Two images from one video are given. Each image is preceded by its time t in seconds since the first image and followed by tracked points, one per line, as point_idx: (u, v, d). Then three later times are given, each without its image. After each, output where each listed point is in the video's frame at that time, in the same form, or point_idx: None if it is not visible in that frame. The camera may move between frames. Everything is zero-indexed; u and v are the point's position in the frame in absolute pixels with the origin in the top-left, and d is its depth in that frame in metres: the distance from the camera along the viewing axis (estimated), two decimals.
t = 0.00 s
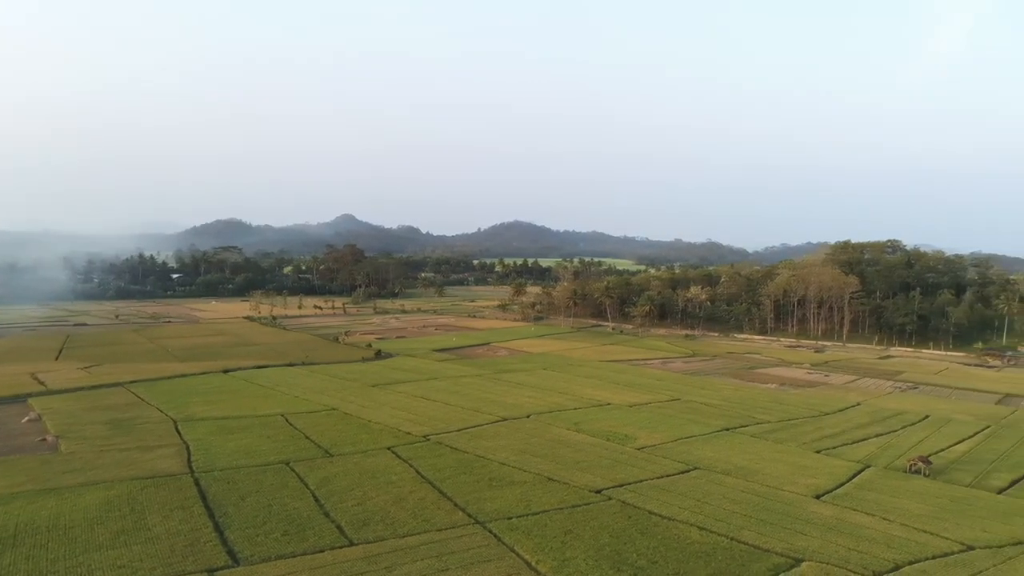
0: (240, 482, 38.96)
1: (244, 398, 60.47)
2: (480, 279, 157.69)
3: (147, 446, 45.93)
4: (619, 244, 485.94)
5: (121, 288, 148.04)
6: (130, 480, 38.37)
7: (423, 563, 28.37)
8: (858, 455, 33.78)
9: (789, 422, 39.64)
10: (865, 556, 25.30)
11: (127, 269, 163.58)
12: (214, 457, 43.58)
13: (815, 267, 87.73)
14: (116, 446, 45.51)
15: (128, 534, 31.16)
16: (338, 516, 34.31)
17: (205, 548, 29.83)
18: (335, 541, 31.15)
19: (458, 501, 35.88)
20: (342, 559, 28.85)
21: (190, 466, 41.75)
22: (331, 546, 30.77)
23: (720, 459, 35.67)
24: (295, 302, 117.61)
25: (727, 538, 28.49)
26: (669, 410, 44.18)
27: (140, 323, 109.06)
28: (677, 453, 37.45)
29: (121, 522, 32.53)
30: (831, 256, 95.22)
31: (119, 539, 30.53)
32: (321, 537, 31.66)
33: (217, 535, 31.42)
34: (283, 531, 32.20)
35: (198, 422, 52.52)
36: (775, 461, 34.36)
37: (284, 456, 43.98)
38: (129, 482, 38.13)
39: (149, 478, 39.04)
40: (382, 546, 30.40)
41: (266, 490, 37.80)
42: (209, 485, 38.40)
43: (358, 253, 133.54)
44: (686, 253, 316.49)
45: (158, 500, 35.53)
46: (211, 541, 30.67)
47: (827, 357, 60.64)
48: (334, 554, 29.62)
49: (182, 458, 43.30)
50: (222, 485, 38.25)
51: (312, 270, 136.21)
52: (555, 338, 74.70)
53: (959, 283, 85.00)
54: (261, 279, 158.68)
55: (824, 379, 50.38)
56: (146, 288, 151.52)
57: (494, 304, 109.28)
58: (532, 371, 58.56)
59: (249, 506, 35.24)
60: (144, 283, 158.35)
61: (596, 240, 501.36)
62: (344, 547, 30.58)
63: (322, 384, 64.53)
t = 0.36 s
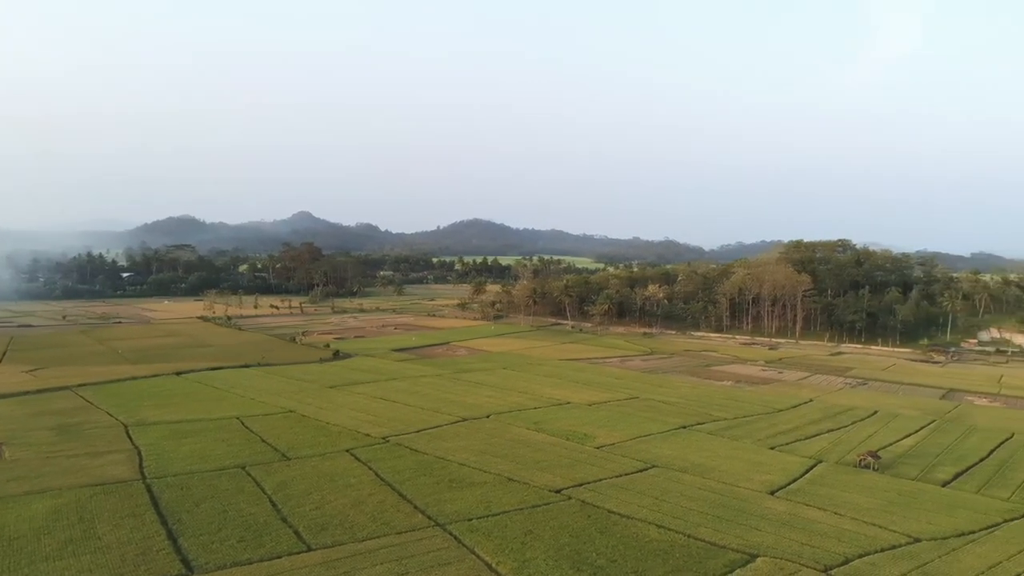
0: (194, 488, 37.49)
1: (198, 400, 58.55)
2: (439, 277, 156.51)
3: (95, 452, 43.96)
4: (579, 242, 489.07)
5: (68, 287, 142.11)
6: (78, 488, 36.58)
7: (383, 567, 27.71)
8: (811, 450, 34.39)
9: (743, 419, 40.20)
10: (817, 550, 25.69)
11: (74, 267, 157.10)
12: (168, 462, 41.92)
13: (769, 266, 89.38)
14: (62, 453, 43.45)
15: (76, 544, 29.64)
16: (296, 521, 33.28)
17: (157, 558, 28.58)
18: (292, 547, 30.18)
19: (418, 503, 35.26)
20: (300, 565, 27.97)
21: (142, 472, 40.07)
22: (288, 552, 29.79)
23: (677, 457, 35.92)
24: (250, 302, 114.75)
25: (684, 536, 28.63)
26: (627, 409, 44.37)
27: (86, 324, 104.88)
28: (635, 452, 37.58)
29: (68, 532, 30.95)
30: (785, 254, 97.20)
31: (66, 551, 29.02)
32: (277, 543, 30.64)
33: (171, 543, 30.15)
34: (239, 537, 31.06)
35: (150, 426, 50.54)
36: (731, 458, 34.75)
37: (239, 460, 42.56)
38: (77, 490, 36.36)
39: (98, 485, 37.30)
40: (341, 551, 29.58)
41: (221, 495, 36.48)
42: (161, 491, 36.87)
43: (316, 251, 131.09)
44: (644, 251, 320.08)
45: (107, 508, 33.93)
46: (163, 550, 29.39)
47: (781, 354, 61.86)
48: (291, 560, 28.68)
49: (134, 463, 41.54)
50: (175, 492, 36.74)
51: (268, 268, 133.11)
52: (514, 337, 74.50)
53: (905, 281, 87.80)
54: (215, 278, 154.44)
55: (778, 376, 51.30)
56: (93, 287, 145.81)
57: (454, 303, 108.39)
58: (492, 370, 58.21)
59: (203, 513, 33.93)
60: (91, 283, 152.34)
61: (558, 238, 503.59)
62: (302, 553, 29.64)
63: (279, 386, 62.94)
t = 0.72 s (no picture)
0: (147, 494, 35.83)
1: (149, 404, 56.45)
2: (399, 276, 154.83)
3: (40, 458, 41.86)
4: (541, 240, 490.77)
5: (10, 287, 135.80)
6: (21, 497, 34.70)
7: (341, 572, 26.93)
8: (765, 447, 34.86)
9: (700, 417, 40.61)
10: (772, 545, 25.99)
11: (16, 266, 150.37)
12: (118, 468, 40.11)
13: (725, 265, 90.84)
14: (3, 460, 41.26)
15: (19, 556, 28.05)
16: (252, 526, 32.05)
17: (105, 569, 27.22)
18: (248, 553, 29.01)
19: (377, 506, 34.48)
20: (255, 572, 26.95)
21: (90, 479, 38.24)
22: (244, 558, 28.61)
23: (635, 456, 36.03)
24: (204, 301, 111.59)
25: (643, 534, 28.67)
26: (586, 407, 44.42)
27: (29, 325, 100.41)
28: (594, 450, 37.60)
29: (11, 543, 29.28)
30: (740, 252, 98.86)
31: (7, 563, 27.44)
32: (233, 549, 29.42)
33: (120, 553, 28.76)
34: (193, 545, 29.76)
35: (99, 431, 48.42)
36: (689, 455, 35.01)
37: (193, 465, 40.93)
38: (20, 499, 34.49)
39: (44, 493, 35.45)
40: (299, 556, 28.63)
41: (174, 502, 34.95)
42: (111, 498, 35.22)
43: (272, 250, 128.29)
44: (602, 250, 321.97)
45: (52, 518, 32.22)
46: (112, 560, 28.00)
47: (736, 351, 62.90)
48: (247, 567, 27.60)
49: (82, 470, 39.67)
50: (127, 499, 35.09)
51: (222, 267, 129.64)
52: (474, 336, 74.07)
53: (854, 279, 90.30)
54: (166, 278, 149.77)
55: (733, 373, 52.06)
56: (36, 287, 139.79)
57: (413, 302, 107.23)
58: (451, 370, 57.68)
59: (155, 520, 32.45)
60: (34, 283, 145.98)
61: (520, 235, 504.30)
62: (258, 559, 28.52)
63: (234, 388, 61.14)
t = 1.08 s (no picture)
0: (95, 503, 34.13)
1: (96, 408, 54.21)
2: (356, 275, 152.61)
3: None
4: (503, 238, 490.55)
5: None
6: None
7: None
8: (720, 444, 35.25)
9: (657, 415, 40.88)
10: (727, 542, 26.19)
11: None
12: (64, 476, 38.23)
13: (682, 264, 91.91)
14: None
15: None
16: (206, 533, 30.80)
17: None
18: (201, 561, 27.82)
19: (334, 510, 33.59)
20: None
21: (34, 488, 36.33)
22: (197, 567, 27.40)
23: (594, 455, 36.03)
24: (154, 302, 108.05)
25: (601, 533, 28.62)
26: (545, 407, 44.29)
27: None
28: (553, 450, 37.48)
29: None
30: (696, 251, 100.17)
31: None
32: (186, 558, 28.20)
33: (65, 565, 27.32)
34: (145, 554, 28.51)
35: (44, 438, 46.19)
36: (647, 453, 35.17)
37: (144, 471, 39.25)
38: None
39: None
40: (254, 563, 27.61)
41: (125, 510, 33.44)
42: (57, 508, 33.48)
43: (226, 248, 125.11)
44: (562, 248, 323.37)
45: None
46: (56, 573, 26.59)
47: (692, 349, 63.70)
48: None
49: (25, 479, 37.70)
50: (74, 508, 33.40)
51: (173, 267, 125.78)
52: (433, 336, 73.37)
53: (806, 278, 92.30)
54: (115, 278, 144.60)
55: (690, 371, 52.63)
56: None
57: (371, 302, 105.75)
58: (410, 371, 56.96)
59: (105, 529, 30.99)
60: None
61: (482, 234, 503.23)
62: (212, 567, 27.36)
63: (186, 390, 59.22)
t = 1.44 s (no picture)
0: (45, 513, 32.53)
1: (46, 413, 52.06)
2: (318, 275, 150.21)
3: None
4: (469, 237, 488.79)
5: None
6: None
7: None
8: (682, 442, 35.51)
9: (619, 414, 41.05)
10: (688, 539, 26.33)
11: None
12: (12, 485, 36.39)
13: (643, 263, 92.49)
14: None
15: None
16: (163, 541, 29.61)
17: None
18: (157, 571, 26.71)
19: (296, 515, 32.68)
20: None
21: None
22: None
23: (557, 454, 35.97)
24: (108, 303, 104.58)
25: (565, 533, 28.52)
26: (508, 407, 44.11)
27: None
28: (516, 450, 37.33)
29: None
30: (658, 250, 100.83)
31: None
32: (141, 567, 27.05)
33: None
34: (98, 565, 27.30)
35: None
36: (610, 453, 35.25)
37: (97, 479, 37.61)
38: None
39: None
40: (212, 571, 26.62)
41: (78, 519, 32.01)
42: (4, 518, 31.83)
43: (184, 247, 121.99)
44: (527, 246, 323.21)
45: None
46: None
47: (654, 348, 64.22)
48: None
49: None
50: (22, 518, 31.77)
51: (128, 266, 122.02)
52: (396, 336, 72.58)
53: (764, 277, 93.77)
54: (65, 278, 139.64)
55: (651, 370, 53.02)
56: None
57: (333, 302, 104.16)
58: (372, 372, 56.19)
59: (56, 539, 29.59)
60: None
61: (448, 231, 500.76)
62: None
63: (141, 394, 57.32)
